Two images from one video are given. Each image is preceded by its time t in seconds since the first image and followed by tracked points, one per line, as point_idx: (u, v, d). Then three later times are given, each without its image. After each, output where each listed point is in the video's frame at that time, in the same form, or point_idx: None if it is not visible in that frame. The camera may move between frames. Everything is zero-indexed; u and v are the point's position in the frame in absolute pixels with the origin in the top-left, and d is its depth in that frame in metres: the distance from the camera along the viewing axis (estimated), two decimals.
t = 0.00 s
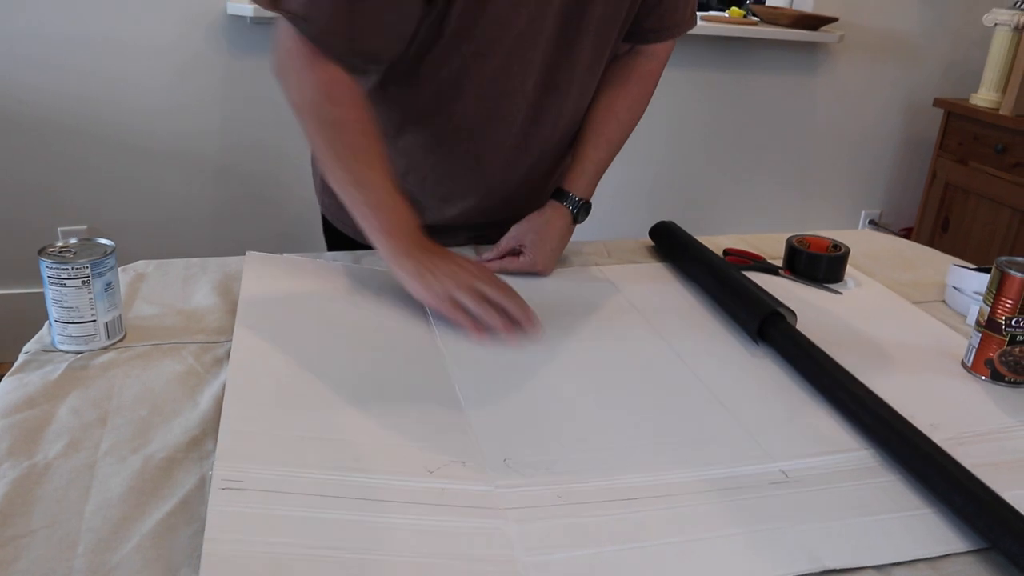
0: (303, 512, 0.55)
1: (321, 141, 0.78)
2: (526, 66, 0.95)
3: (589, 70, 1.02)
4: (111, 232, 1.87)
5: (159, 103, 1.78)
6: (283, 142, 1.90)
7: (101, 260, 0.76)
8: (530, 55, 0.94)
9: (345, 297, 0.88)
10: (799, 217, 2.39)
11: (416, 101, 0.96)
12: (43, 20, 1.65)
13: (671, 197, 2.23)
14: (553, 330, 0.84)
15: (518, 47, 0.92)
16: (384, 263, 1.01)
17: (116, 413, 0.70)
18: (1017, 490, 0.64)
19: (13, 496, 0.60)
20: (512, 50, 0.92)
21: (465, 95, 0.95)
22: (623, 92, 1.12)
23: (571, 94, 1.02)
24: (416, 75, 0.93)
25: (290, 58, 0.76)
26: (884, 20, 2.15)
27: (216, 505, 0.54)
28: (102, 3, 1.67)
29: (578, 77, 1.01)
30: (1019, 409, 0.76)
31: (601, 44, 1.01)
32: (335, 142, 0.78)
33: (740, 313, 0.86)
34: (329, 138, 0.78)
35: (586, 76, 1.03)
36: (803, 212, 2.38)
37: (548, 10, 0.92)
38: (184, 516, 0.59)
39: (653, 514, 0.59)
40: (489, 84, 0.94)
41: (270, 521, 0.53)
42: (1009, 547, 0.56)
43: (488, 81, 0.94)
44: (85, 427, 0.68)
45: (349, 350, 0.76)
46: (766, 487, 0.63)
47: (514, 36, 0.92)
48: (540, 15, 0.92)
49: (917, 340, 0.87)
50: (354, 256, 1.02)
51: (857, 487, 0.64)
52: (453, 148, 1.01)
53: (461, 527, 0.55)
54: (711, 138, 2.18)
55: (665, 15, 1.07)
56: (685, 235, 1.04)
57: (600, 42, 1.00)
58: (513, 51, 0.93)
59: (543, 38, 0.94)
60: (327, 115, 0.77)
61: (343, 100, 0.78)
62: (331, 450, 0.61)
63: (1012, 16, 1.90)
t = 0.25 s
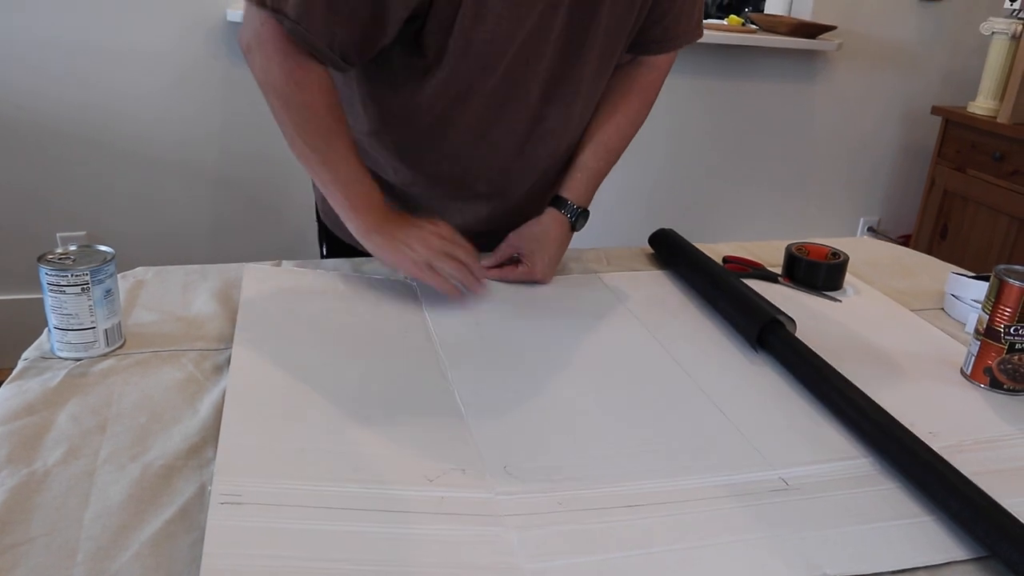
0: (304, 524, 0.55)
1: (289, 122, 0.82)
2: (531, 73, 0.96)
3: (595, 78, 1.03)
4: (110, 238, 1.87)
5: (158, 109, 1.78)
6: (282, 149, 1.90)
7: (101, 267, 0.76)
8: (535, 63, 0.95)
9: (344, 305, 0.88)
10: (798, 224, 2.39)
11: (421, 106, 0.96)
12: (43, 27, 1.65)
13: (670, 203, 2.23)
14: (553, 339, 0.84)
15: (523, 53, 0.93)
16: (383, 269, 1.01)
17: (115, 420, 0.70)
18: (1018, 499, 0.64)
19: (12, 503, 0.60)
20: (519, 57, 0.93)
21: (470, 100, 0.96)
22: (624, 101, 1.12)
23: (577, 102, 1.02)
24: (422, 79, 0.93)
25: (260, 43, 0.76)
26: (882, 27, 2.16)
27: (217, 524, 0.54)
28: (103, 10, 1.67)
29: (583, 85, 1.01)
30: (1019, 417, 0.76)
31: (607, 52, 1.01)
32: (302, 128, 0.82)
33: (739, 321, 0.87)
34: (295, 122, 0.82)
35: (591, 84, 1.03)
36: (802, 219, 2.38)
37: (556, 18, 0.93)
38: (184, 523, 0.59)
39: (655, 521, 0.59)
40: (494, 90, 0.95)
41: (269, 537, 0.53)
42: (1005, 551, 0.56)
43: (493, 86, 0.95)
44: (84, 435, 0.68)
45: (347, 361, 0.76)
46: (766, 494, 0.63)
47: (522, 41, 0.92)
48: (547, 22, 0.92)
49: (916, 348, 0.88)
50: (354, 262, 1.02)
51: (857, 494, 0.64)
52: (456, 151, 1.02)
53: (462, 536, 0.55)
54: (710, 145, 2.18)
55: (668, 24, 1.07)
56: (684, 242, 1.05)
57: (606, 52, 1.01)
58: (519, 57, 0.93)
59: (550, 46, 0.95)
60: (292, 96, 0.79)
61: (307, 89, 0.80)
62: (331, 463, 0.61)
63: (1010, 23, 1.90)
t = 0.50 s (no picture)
0: (310, 528, 0.55)
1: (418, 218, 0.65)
2: (535, 88, 0.95)
3: (595, 88, 1.03)
4: (112, 244, 1.87)
5: (161, 115, 1.79)
6: (285, 155, 1.90)
7: (106, 273, 0.76)
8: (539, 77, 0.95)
9: (348, 311, 0.88)
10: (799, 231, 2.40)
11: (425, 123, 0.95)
12: (47, 33, 1.66)
13: (671, 210, 2.23)
14: (556, 347, 0.84)
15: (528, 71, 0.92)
16: (386, 276, 1.01)
17: (119, 426, 0.70)
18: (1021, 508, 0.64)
19: (16, 509, 0.60)
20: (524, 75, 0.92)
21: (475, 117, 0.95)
22: (623, 107, 1.13)
23: (578, 112, 1.03)
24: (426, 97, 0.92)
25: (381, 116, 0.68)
26: (882, 36, 2.17)
27: (221, 527, 0.54)
28: (107, 17, 1.68)
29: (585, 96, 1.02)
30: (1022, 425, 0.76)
31: (607, 61, 1.01)
32: (446, 242, 0.64)
33: (742, 330, 0.87)
34: (433, 216, 0.64)
35: (592, 94, 1.03)
36: (803, 227, 2.39)
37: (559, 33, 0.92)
38: (188, 531, 0.59)
39: (658, 527, 0.59)
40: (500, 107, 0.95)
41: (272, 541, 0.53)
42: (1008, 560, 0.57)
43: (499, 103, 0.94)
44: (88, 441, 0.68)
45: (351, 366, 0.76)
46: (768, 501, 0.63)
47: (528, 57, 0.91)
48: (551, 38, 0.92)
49: (918, 356, 0.88)
50: (357, 269, 1.02)
51: (859, 502, 0.64)
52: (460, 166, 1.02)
53: (465, 540, 0.56)
54: (711, 152, 2.19)
55: (665, 30, 1.07)
56: (686, 249, 1.05)
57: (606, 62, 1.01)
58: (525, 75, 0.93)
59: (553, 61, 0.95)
60: (429, 176, 0.65)
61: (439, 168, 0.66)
62: (334, 464, 0.62)
63: (1011, 32, 1.91)
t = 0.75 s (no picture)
0: (310, 546, 0.55)
1: (423, 210, 0.62)
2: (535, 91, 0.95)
3: (595, 87, 1.03)
4: (115, 244, 1.88)
5: (163, 116, 1.79)
6: (287, 156, 1.90)
7: (109, 274, 0.76)
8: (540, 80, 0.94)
9: (351, 319, 0.88)
10: (802, 232, 2.39)
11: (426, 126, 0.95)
12: (50, 35, 1.67)
13: (673, 211, 2.23)
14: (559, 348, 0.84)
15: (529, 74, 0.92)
16: (387, 277, 1.01)
17: (122, 427, 0.70)
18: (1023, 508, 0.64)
19: (19, 510, 0.60)
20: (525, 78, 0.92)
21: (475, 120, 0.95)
22: (623, 106, 1.13)
23: (578, 112, 1.03)
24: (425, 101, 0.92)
25: (391, 105, 0.65)
26: (884, 36, 2.17)
27: (222, 549, 0.54)
28: (109, 18, 1.68)
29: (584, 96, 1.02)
30: None
31: (607, 61, 1.01)
32: (458, 232, 0.61)
33: (744, 331, 0.87)
34: (445, 206, 0.62)
35: (591, 93, 1.03)
36: (805, 228, 2.38)
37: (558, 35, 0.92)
38: (191, 531, 0.59)
39: (660, 533, 0.59)
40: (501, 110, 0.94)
41: (273, 558, 0.53)
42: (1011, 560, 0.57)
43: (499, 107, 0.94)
44: (91, 441, 0.68)
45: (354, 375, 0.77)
46: (770, 504, 0.63)
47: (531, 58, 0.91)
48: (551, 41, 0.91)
49: (920, 356, 0.88)
50: (358, 270, 1.02)
51: (863, 505, 0.64)
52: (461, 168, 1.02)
53: (470, 551, 0.56)
54: (713, 153, 2.18)
55: (665, 29, 1.07)
56: (687, 249, 1.05)
57: (605, 61, 1.01)
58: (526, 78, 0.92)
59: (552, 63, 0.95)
60: (444, 164, 0.62)
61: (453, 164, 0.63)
62: (337, 476, 0.62)
63: (1013, 32, 1.91)
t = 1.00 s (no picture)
0: (314, 520, 0.55)
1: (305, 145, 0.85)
2: (529, 82, 0.96)
3: (594, 86, 1.03)
4: (115, 246, 1.88)
5: (162, 117, 1.79)
6: (287, 157, 1.90)
7: (108, 275, 0.76)
8: (533, 71, 0.95)
9: (350, 310, 0.87)
10: (802, 231, 2.39)
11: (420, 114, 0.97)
12: (49, 36, 1.67)
13: (673, 210, 2.23)
14: (559, 346, 0.84)
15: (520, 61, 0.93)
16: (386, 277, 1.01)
17: (121, 428, 0.70)
18: None
19: (19, 512, 0.60)
20: (518, 67, 0.93)
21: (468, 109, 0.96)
22: (623, 106, 1.13)
23: (578, 111, 1.03)
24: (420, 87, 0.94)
25: (272, 70, 0.80)
26: (884, 35, 2.16)
27: (223, 521, 0.54)
28: (108, 19, 1.68)
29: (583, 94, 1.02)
30: None
31: (607, 59, 1.01)
32: (334, 169, 0.87)
33: (744, 330, 0.87)
34: (320, 150, 0.85)
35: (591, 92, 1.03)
36: (805, 226, 2.38)
37: (553, 27, 0.93)
38: (191, 532, 0.59)
39: (658, 527, 0.59)
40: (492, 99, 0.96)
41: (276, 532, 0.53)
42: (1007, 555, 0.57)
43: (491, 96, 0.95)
44: (91, 443, 0.68)
45: (353, 361, 0.77)
46: (768, 501, 0.63)
47: (524, 47, 0.92)
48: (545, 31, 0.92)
49: (920, 355, 0.88)
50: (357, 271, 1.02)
51: (862, 502, 0.64)
52: (456, 160, 1.03)
53: (470, 534, 0.56)
54: (713, 152, 2.18)
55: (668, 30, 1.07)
56: (687, 246, 1.05)
57: (605, 60, 1.01)
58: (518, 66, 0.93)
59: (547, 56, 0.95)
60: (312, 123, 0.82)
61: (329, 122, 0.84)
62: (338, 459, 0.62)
63: (1013, 30, 1.91)
